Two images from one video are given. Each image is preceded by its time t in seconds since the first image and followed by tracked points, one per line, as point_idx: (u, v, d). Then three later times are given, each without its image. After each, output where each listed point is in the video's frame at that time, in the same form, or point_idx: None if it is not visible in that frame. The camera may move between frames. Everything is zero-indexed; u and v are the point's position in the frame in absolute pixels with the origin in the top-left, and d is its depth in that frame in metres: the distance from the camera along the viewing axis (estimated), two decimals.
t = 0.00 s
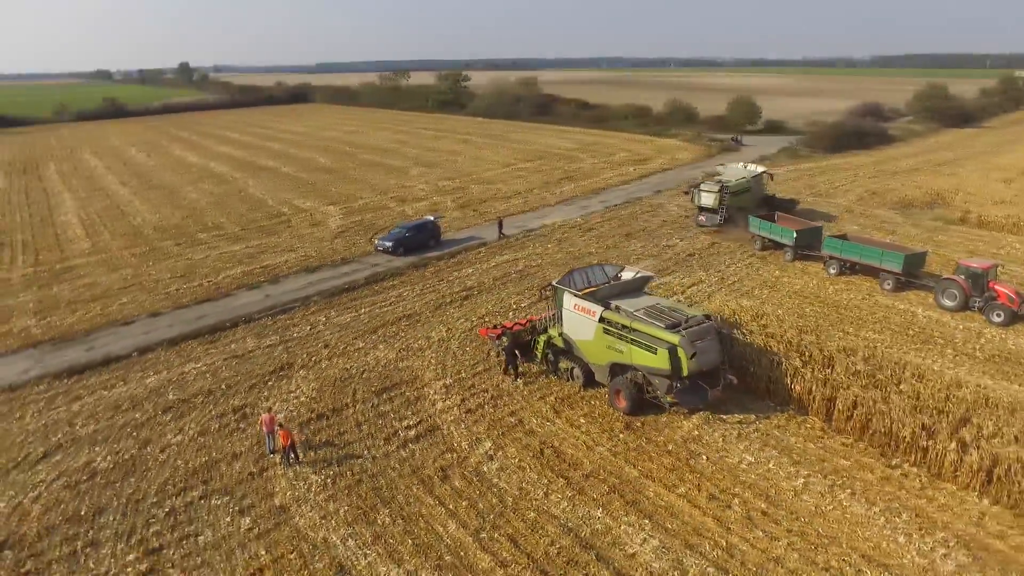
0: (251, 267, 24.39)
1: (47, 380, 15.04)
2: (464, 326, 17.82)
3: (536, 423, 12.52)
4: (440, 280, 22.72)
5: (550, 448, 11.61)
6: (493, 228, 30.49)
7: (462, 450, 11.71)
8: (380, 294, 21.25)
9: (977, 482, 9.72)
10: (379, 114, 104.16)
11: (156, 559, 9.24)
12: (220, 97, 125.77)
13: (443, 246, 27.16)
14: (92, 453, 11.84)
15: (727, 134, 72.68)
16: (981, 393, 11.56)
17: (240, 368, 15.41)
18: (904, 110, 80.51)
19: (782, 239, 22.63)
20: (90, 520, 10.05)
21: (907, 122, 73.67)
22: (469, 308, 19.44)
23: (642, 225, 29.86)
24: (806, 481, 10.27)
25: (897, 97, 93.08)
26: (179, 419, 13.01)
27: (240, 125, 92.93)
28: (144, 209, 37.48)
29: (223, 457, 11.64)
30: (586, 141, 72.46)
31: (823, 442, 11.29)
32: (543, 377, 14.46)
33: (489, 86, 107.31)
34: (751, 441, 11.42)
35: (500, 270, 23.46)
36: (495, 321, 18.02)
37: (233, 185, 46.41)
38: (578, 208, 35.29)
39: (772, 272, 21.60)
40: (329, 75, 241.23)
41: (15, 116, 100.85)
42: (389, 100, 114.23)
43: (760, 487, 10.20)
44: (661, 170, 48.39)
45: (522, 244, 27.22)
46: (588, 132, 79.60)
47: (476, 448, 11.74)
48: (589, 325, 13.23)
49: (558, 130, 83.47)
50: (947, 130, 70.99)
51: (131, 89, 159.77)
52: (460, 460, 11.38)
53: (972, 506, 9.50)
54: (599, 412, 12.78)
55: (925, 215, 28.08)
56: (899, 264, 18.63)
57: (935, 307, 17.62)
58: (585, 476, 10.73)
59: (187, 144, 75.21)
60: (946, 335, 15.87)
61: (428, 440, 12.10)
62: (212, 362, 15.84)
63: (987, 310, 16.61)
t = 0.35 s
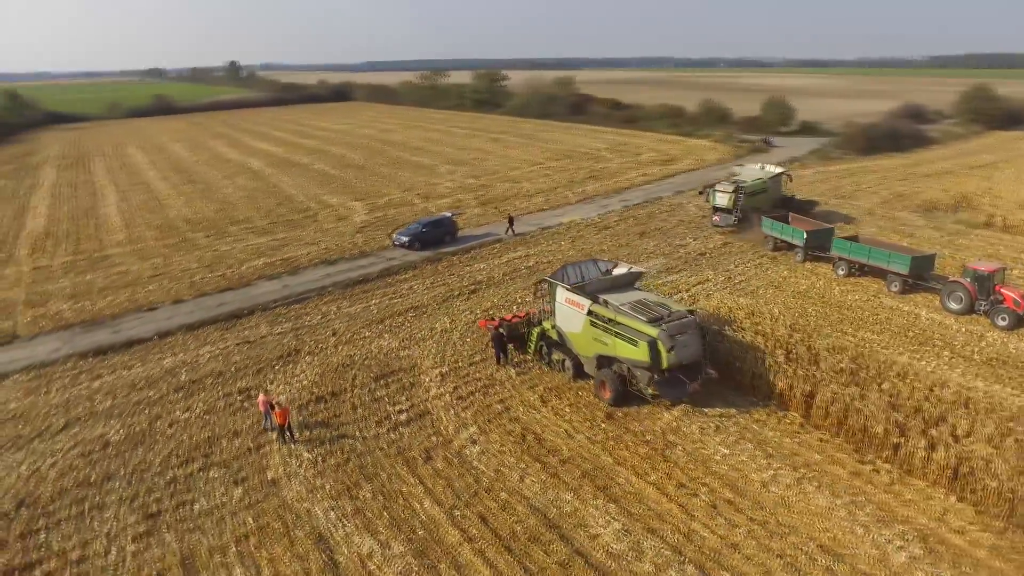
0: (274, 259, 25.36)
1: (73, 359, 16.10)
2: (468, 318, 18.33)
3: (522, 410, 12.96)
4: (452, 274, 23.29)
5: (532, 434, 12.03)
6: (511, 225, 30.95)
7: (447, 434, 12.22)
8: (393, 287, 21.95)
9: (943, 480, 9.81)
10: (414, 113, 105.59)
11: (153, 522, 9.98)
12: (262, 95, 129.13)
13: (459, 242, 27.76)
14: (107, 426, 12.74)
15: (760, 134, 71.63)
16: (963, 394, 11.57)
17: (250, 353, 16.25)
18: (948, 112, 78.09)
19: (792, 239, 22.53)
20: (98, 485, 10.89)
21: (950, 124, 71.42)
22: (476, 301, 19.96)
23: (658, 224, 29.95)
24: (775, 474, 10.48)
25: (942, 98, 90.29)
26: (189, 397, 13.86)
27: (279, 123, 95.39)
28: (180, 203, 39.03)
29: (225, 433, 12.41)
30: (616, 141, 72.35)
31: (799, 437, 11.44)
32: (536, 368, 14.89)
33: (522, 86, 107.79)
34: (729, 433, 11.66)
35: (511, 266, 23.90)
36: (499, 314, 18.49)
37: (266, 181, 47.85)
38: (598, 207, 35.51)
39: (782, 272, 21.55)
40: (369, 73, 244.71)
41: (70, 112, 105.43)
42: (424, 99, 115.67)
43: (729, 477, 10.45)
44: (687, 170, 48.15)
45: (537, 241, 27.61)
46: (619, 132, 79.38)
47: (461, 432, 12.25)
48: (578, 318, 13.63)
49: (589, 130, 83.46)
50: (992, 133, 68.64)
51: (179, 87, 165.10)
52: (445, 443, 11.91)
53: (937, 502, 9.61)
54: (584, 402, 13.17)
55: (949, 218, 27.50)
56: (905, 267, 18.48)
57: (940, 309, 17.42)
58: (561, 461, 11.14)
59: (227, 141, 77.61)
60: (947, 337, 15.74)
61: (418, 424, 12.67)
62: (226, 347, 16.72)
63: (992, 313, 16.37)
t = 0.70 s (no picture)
0: (291, 252, 26.23)
1: (93, 342, 17.08)
2: (469, 311, 18.82)
3: (506, 399, 13.41)
4: (460, 269, 23.79)
5: (512, 422, 12.47)
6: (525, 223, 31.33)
7: (432, 420, 12.74)
8: (401, 280, 22.57)
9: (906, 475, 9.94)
10: (444, 112, 106.70)
11: (149, 491, 10.70)
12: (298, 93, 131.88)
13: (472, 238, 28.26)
14: (117, 404, 13.58)
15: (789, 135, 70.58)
16: (940, 392, 11.61)
17: (257, 340, 17.02)
18: (988, 113, 75.78)
19: (799, 239, 22.49)
20: (103, 457, 11.67)
21: (990, 126, 69.32)
22: (479, 295, 20.43)
23: (671, 224, 30.02)
24: (742, 465, 10.72)
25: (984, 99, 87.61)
26: (195, 379, 14.65)
27: (312, 120, 97.41)
28: (210, 197, 40.39)
29: (224, 413, 13.11)
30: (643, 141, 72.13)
31: (773, 432, 11.65)
32: (527, 360, 15.31)
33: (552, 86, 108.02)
34: (704, 426, 11.92)
35: (518, 262, 24.30)
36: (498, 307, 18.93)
37: (293, 177, 49.13)
38: (614, 206, 35.71)
39: (786, 272, 21.54)
40: (405, 72, 246.91)
41: (116, 109, 109.36)
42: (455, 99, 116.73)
43: (696, 467, 10.73)
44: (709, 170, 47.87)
45: (547, 238, 27.96)
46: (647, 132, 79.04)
47: (445, 418, 12.76)
48: (565, 311, 13.99)
49: (617, 130, 83.28)
50: None
51: (220, 85, 169.34)
52: (428, 428, 12.43)
53: (898, 498, 9.74)
54: (568, 393, 13.53)
55: (969, 221, 26.97)
56: (907, 268, 18.35)
57: (940, 311, 17.28)
58: (536, 447, 11.55)
59: (262, 137, 79.61)
60: (942, 339, 15.65)
61: (405, 409, 13.21)
62: (235, 334, 17.52)
63: (991, 316, 16.19)
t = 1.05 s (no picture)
0: (309, 245, 27.06)
1: (114, 327, 18.03)
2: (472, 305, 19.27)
3: (495, 389, 13.84)
4: (470, 265, 24.28)
5: (498, 411, 12.89)
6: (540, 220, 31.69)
7: (422, 407, 13.23)
8: (412, 274, 23.15)
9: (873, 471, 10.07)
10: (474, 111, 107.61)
11: (149, 465, 11.41)
12: (333, 92, 134.35)
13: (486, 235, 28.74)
14: (130, 384, 14.41)
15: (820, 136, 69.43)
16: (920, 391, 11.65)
17: (267, 328, 17.77)
18: None
19: (806, 240, 22.42)
20: (113, 432, 12.46)
21: None
22: (484, 290, 20.86)
23: (685, 223, 30.06)
24: (714, 457, 10.96)
25: None
26: (203, 364, 15.41)
27: (345, 118, 99.22)
28: (240, 192, 41.72)
29: (227, 395, 13.82)
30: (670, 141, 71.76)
31: (751, 427, 11.85)
32: (521, 352, 15.71)
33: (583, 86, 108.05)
34: (683, 420, 12.17)
35: (527, 258, 24.67)
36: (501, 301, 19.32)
37: (321, 173, 50.31)
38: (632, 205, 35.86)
39: (793, 273, 21.50)
40: (441, 71, 248.67)
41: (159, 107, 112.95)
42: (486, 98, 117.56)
43: (669, 458, 11.01)
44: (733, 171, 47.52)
45: (560, 236, 28.27)
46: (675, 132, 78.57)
47: (434, 406, 13.24)
48: (554, 305, 14.37)
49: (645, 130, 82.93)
50: None
51: (261, 83, 173.40)
52: (417, 414, 12.94)
53: (863, 493, 9.89)
54: (556, 385, 13.90)
55: (990, 225, 26.40)
56: (911, 270, 18.20)
57: (942, 314, 17.12)
58: (517, 435, 11.94)
59: (295, 135, 81.47)
60: (941, 341, 15.51)
61: (398, 397, 13.73)
62: (246, 322, 18.29)
63: (994, 319, 15.98)
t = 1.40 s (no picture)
0: (348, 238, 28.09)
1: (159, 310, 19.32)
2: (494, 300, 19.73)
3: (504, 379, 14.28)
4: (499, 261, 24.76)
5: (503, 400, 13.34)
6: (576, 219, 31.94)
7: (431, 394, 13.80)
8: (442, 269, 23.80)
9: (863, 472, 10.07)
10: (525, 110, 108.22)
11: (176, 436, 12.35)
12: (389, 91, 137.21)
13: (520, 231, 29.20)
14: (167, 363, 15.51)
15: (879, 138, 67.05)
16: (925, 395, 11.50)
17: (297, 315, 18.71)
18: None
19: (839, 244, 22.11)
20: (145, 405, 13.49)
21: None
22: (509, 285, 21.30)
23: (722, 224, 29.79)
24: (706, 452, 11.14)
25: None
26: (234, 346, 16.41)
27: (398, 116, 101.39)
28: (291, 186, 43.44)
29: (252, 376, 14.72)
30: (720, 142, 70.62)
31: (749, 425, 11.94)
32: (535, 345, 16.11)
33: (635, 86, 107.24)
34: (682, 415, 12.34)
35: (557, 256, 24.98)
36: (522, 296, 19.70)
37: (369, 170, 51.79)
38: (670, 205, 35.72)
39: (823, 276, 21.17)
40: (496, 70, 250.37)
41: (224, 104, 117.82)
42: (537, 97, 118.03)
43: (661, 451, 11.24)
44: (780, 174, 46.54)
45: (592, 234, 28.47)
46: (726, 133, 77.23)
47: (443, 393, 13.80)
48: (566, 299, 14.73)
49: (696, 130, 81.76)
50: None
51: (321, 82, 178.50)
52: (425, 400, 13.51)
53: (850, 493, 9.92)
54: (564, 377, 14.25)
55: None
56: (941, 276, 17.72)
57: (972, 322, 16.63)
58: (518, 424, 12.37)
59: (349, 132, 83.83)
60: (966, 348, 15.10)
61: (410, 383, 14.34)
62: (279, 309, 19.30)
63: None
